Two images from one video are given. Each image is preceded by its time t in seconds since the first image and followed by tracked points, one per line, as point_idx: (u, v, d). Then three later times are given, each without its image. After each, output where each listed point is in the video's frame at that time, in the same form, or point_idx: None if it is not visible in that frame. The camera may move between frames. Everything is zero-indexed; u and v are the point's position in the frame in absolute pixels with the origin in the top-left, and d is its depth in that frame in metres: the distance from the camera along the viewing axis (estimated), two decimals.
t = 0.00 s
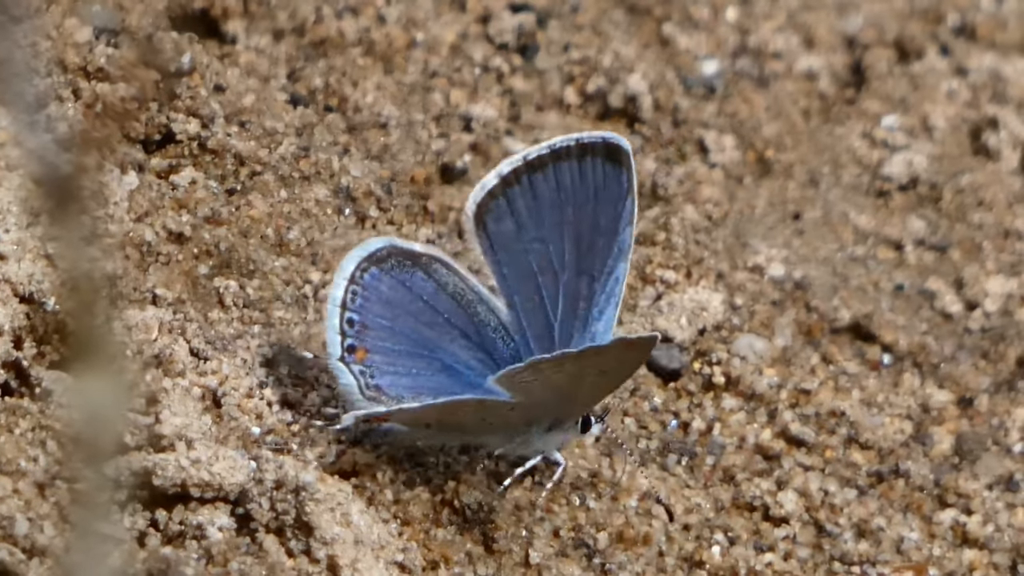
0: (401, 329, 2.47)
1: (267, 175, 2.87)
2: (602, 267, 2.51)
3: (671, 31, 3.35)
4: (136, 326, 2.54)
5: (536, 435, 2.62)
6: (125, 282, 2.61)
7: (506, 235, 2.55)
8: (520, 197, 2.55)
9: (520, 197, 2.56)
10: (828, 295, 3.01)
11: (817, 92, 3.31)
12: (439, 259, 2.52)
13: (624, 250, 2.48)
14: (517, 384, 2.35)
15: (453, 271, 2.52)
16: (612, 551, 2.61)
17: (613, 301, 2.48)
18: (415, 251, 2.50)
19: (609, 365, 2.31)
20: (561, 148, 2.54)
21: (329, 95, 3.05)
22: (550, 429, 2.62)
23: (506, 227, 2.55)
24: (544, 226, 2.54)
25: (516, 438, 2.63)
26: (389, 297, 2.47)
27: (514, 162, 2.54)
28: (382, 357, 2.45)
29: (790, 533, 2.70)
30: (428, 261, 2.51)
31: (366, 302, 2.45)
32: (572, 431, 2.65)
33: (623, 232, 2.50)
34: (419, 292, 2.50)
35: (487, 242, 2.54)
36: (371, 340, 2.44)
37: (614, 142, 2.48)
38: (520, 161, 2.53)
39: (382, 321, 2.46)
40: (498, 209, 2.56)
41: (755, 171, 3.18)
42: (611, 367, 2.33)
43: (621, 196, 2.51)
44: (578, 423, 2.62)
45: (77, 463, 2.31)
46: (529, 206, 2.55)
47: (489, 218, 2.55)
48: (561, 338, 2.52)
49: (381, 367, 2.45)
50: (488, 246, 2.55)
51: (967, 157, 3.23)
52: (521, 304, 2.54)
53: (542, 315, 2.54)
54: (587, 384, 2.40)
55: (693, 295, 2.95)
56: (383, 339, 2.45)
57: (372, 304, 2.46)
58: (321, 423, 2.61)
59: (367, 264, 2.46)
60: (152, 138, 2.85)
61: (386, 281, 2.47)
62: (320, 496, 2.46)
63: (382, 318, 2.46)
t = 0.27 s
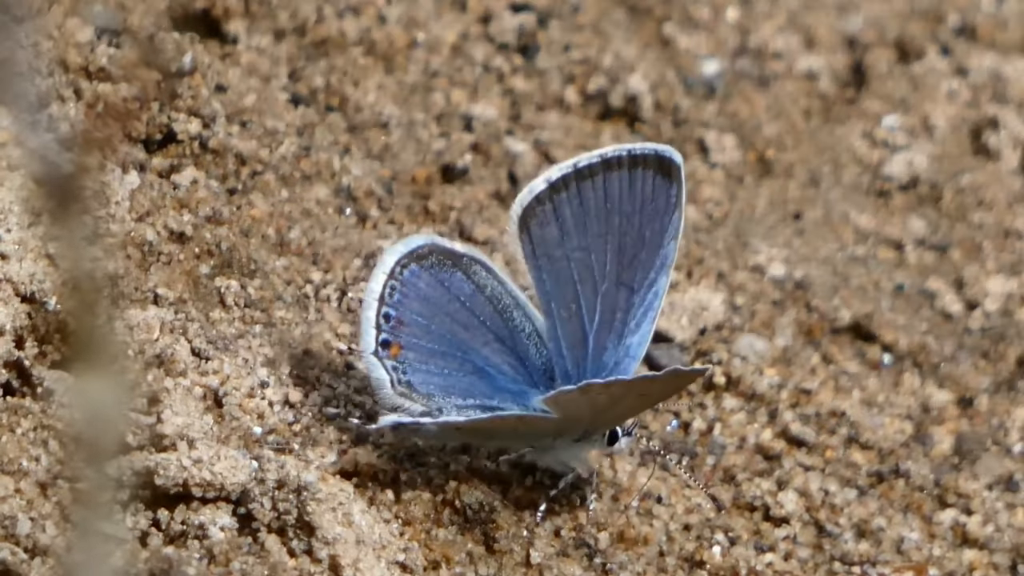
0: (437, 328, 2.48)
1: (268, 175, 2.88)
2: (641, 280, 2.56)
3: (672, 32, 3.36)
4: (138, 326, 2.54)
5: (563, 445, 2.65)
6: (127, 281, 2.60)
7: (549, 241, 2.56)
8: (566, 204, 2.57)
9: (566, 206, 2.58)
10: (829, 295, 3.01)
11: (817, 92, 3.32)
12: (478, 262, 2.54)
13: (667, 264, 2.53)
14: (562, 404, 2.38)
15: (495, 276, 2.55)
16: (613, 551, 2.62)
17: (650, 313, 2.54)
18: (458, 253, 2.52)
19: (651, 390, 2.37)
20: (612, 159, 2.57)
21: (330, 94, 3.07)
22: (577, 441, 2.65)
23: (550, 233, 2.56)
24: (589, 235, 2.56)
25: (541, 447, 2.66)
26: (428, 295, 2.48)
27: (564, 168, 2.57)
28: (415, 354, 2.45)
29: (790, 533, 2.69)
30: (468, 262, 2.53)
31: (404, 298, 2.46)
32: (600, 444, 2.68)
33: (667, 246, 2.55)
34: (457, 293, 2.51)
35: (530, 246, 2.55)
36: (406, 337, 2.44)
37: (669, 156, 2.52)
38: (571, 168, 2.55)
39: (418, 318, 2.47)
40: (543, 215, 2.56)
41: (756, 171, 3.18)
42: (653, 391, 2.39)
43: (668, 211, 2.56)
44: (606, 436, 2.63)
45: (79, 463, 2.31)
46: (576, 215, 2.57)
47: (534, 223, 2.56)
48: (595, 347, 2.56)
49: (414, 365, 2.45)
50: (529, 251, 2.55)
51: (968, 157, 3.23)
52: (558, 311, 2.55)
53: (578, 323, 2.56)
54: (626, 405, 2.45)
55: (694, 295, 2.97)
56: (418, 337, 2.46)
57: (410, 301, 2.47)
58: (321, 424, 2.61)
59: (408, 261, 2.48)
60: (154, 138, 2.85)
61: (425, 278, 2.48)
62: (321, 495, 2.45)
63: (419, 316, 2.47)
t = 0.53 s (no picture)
0: (448, 332, 2.51)
1: (272, 174, 2.89)
2: (646, 270, 2.60)
3: (676, 31, 3.35)
4: (141, 326, 2.55)
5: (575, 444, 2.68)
6: (130, 281, 2.61)
7: (554, 237, 2.57)
8: (570, 200, 2.57)
9: (569, 200, 2.57)
10: (831, 294, 3.02)
11: (821, 92, 3.32)
12: (485, 263, 2.53)
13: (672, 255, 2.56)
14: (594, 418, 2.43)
15: (501, 276, 2.55)
16: (615, 549, 2.65)
17: (656, 303, 2.60)
18: (464, 256, 2.50)
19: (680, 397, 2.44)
20: (613, 152, 2.55)
21: (334, 94, 3.07)
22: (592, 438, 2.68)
23: (555, 231, 2.56)
24: (594, 229, 2.58)
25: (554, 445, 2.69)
26: (437, 299, 2.49)
27: (566, 163, 2.55)
28: (429, 359, 2.49)
29: (792, 532, 2.71)
30: (475, 263, 2.52)
31: (414, 304, 2.47)
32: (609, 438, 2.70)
33: (671, 236, 2.58)
34: (465, 294, 2.52)
35: (535, 245, 2.56)
36: (419, 344, 2.48)
37: (671, 148, 2.52)
38: (574, 165, 2.54)
39: (430, 324, 2.49)
40: (547, 213, 2.56)
41: (760, 170, 3.19)
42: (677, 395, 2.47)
43: (671, 200, 2.57)
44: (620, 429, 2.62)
45: (82, 461, 2.31)
46: (579, 209, 2.57)
47: (538, 221, 2.56)
48: (602, 339, 2.61)
49: (428, 369, 2.50)
50: (535, 249, 2.57)
51: (970, 156, 3.23)
52: (564, 306, 2.60)
53: (584, 317, 2.61)
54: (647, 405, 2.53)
55: (697, 294, 2.96)
56: (431, 342, 2.49)
57: (420, 306, 2.48)
58: (324, 423, 2.63)
59: (415, 267, 2.47)
60: (158, 137, 2.85)
61: (433, 282, 2.49)
62: (323, 494, 2.47)
63: (430, 321, 2.49)
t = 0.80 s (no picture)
0: (442, 338, 2.48)
1: (266, 171, 2.90)
2: (625, 250, 2.64)
3: (670, 28, 3.36)
4: (137, 321, 2.56)
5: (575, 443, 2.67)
6: (126, 277, 2.63)
7: (532, 231, 2.59)
8: (544, 192, 2.58)
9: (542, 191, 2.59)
10: (824, 290, 3.04)
11: (814, 89, 3.33)
12: (468, 267, 2.52)
13: (649, 233, 2.60)
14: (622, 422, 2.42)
15: (484, 275, 2.54)
16: (609, 544, 2.66)
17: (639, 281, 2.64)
18: (447, 261, 2.48)
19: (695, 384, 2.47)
20: (579, 137, 2.57)
21: (329, 91, 3.12)
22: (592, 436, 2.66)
23: (534, 224, 2.58)
24: (570, 215, 2.60)
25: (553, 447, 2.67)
26: (426, 307, 2.46)
27: (535, 156, 2.56)
28: (428, 368, 2.46)
29: (785, 527, 2.71)
30: (458, 268, 2.50)
31: (407, 315, 2.43)
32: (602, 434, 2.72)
33: (645, 214, 2.62)
34: (452, 298, 2.50)
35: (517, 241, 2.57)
36: (417, 353, 2.44)
37: (636, 126, 2.55)
38: (544, 157, 2.55)
39: (423, 333, 2.46)
40: (525, 208, 2.57)
41: (753, 167, 3.21)
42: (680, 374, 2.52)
43: (641, 178, 2.61)
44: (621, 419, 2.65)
45: (77, 457, 2.33)
46: (555, 199, 2.59)
47: (517, 218, 2.57)
48: (590, 323, 2.65)
49: (429, 378, 2.46)
50: (516, 244, 2.59)
51: (963, 153, 3.24)
52: (549, 296, 2.64)
53: (570, 304, 2.65)
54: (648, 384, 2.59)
55: (689, 290, 2.95)
56: (427, 351, 2.46)
57: (413, 317, 2.44)
58: (320, 418, 2.64)
59: (402, 279, 2.43)
60: (154, 134, 2.87)
61: (422, 292, 2.45)
62: (319, 489, 2.49)
63: (424, 331, 2.45)
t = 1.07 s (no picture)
0: (457, 332, 2.52)
1: (255, 167, 2.90)
2: (643, 253, 2.64)
3: (657, 26, 3.37)
4: (126, 318, 2.58)
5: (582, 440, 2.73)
6: (114, 273, 2.65)
7: (551, 228, 2.59)
8: (564, 191, 2.58)
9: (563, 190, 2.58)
10: (811, 287, 3.04)
11: (800, 86, 3.34)
12: (486, 261, 2.54)
13: (669, 238, 2.60)
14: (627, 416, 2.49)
15: (502, 272, 2.56)
16: (596, 540, 2.69)
17: (655, 286, 2.65)
18: (464, 255, 2.50)
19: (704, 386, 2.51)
20: (602, 138, 2.57)
21: (317, 88, 3.07)
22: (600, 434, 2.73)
23: (553, 222, 2.58)
24: (590, 216, 2.60)
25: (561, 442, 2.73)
26: (443, 300, 2.49)
27: (557, 154, 2.56)
28: (442, 360, 2.50)
29: (771, 522, 2.75)
30: (476, 262, 2.52)
31: (423, 307, 2.47)
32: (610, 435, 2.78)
33: (666, 219, 2.61)
34: (469, 292, 2.53)
35: (535, 238, 2.58)
36: (432, 346, 2.48)
37: (660, 130, 2.54)
38: (566, 156, 2.54)
39: (439, 325, 2.49)
40: (544, 205, 2.57)
41: (740, 163, 3.21)
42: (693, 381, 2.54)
43: (663, 181, 2.60)
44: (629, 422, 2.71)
45: (66, 453, 2.34)
46: (575, 198, 2.59)
47: (536, 214, 2.57)
48: (606, 326, 2.66)
49: (441, 370, 2.51)
50: (534, 242, 2.59)
51: (948, 150, 3.25)
52: (566, 296, 2.65)
53: (587, 305, 2.65)
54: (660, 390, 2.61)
55: (677, 287, 2.97)
56: (442, 344, 2.50)
57: (429, 309, 2.48)
58: (308, 414, 2.65)
59: (419, 271, 2.46)
60: (142, 131, 2.86)
61: (439, 284, 2.48)
62: (307, 485, 2.48)
63: (439, 323, 2.49)
